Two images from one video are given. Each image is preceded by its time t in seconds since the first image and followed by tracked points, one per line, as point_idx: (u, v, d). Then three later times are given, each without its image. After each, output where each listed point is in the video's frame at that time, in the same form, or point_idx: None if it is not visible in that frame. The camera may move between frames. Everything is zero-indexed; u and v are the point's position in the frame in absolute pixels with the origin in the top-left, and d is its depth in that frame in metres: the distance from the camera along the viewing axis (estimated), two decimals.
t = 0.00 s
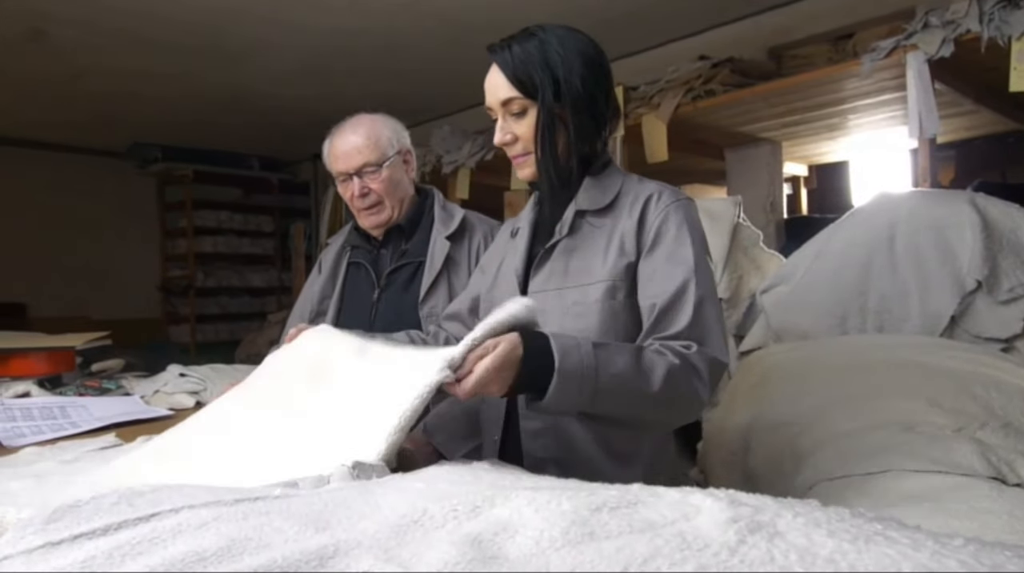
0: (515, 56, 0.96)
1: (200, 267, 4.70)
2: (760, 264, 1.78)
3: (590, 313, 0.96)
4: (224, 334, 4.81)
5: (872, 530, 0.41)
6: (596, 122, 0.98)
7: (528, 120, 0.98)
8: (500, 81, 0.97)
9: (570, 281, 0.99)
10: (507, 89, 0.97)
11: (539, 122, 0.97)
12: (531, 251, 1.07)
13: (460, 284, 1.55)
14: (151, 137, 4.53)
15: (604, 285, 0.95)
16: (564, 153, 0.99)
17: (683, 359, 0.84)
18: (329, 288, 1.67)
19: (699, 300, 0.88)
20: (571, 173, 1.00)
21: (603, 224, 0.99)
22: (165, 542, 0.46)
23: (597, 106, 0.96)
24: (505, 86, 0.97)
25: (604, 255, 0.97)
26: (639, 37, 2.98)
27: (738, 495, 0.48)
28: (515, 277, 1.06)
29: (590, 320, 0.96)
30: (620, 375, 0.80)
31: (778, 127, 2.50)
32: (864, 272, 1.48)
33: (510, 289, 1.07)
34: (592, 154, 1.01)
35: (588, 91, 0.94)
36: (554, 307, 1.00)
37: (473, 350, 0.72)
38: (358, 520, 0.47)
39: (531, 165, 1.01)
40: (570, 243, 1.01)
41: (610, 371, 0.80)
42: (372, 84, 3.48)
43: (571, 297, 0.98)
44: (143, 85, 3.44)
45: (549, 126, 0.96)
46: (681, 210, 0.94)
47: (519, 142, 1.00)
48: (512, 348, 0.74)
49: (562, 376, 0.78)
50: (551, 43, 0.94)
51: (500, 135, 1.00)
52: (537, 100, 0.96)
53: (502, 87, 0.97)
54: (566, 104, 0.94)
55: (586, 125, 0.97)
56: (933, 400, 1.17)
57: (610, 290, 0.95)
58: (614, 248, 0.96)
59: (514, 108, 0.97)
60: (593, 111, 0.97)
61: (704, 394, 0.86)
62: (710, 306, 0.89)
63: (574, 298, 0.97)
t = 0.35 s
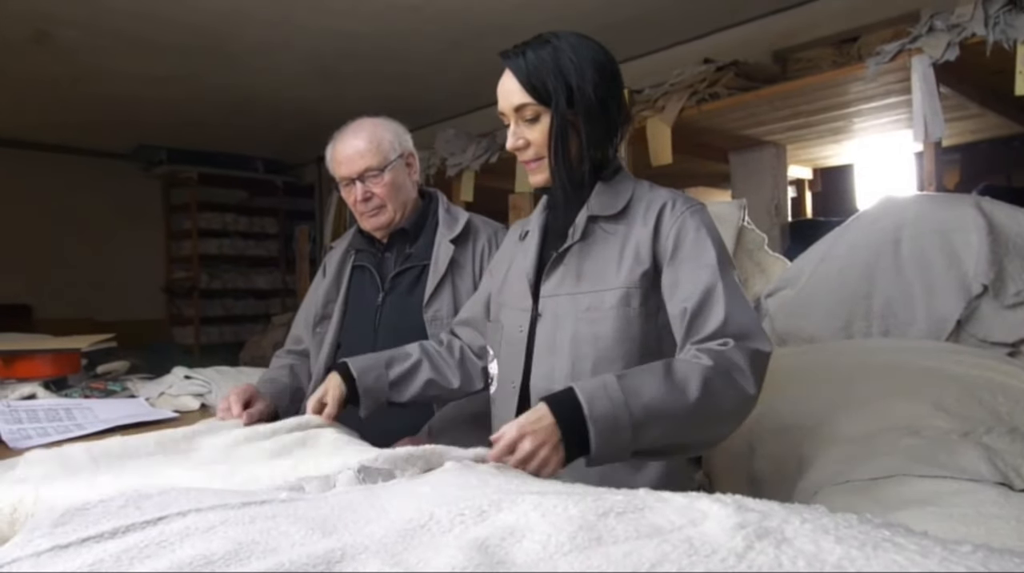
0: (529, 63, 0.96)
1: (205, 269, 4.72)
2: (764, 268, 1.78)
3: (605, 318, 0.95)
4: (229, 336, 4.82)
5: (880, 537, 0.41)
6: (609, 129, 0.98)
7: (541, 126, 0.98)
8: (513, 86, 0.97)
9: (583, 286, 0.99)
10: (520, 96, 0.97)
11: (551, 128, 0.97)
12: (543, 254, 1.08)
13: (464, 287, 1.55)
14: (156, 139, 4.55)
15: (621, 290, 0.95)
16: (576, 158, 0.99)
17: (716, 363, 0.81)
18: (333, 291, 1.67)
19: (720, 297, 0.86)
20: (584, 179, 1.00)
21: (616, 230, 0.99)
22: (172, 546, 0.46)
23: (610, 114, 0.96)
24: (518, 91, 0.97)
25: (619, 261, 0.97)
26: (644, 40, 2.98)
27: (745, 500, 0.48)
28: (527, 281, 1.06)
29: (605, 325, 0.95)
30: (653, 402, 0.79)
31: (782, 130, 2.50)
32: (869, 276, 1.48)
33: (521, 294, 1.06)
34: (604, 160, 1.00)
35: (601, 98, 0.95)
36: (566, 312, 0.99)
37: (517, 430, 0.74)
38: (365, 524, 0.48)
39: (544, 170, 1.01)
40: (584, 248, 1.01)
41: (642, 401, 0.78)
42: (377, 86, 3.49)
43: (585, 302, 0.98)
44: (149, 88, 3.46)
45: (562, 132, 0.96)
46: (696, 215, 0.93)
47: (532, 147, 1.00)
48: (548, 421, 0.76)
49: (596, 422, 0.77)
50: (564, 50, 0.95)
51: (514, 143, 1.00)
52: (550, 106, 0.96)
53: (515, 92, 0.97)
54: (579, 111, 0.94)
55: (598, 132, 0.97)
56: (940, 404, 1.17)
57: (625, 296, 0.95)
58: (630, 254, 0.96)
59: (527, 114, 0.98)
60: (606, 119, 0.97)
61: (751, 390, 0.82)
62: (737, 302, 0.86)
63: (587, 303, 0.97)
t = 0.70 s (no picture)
0: (542, 67, 0.96)
1: (206, 271, 4.73)
2: (766, 271, 1.78)
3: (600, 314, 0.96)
4: (230, 338, 4.83)
5: (880, 540, 0.41)
6: (620, 132, 0.99)
7: (553, 129, 0.97)
8: (525, 89, 0.97)
9: (583, 283, 1.00)
10: (533, 99, 0.96)
11: (564, 132, 0.97)
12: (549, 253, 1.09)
13: (466, 289, 1.55)
14: (158, 141, 4.56)
15: (615, 286, 0.95)
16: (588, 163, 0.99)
17: (613, 350, 0.81)
18: (335, 295, 1.67)
19: (666, 284, 0.87)
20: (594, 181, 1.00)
21: (617, 230, 1.00)
22: (173, 547, 0.46)
23: (621, 118, 0.97)
24: (530, 95, 0.97)
25: (615, 259, 0.97)
26: (646, 43, 2.98)
27: (745, 503, 0.48)
28: (532, 278, 1.07)
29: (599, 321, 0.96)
30: (547, 397, 0.77)
31: (784, 134, 2.50)
32: (871, 280, 1.48)
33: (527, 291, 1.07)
34: (614, 163, 1.00)
35: (613, 103, 0.95)
36: (566, 309, 1.00)
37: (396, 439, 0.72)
38: (365, 526, 0.48)
39: (555, 174, 1.01)
40: (588, 247, 1.01)
41: (533, 395, 0.77)
42: (379, 89, 3.49)
43: (583, 298, 0.98)
44: (152, 90, 3.46)
45: (575, 136, 0.95)
46: (691, 212, 0.94)
47: (543, 150, 0.99)
48: (438, 409, 0.75)
49: (482, 417, 0.75)
50: (577, 56, 0.95)
51: (525, 146, 1.00)
52: (564, 110, 0.96)
53: (527, 96, 0.97)
54: (592, 116, 0.95)
55: (610, 137, 0.97)
56: (940, 407, 1.17)
57: (617, 289, 0.95)
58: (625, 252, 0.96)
59: (539, 117, 0.97)
60: (617, 123, 0.97)
61: (649, 383, 0.80)
62: (676, 292, 0.87)
63: (585, 300, 0.98)
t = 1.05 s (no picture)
0: (543, 61, 0.96)
1: (207, 272, 4.73)
2: (766, 272, 1.78)
3: (587, 314, 0.96)
4: (231, 339, 4.83)
5: (880, 541, 0.41)
6: (616, 131, 0.98)
7: (548, 122, 0.98)
8: (525, 82, 0.97)
9: (571, 283, 1.00)
10: (533, 91, 0.97)
11: (559, 126, 0.97)
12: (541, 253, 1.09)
13: (466, 291, 1.55)
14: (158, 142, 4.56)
15: (603, 286, 0.95)
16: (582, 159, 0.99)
17: (608, 354, 0.81)
18: (336, 296, 1.67)
19: (662, 291, 0.87)
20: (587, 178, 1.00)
21: (610, 230, 1.00)
22: (173, 547, 0.46)
23: (618, 116, 0.97)
24: (530, 86, 0.97)
25: (605, 260, 0.97)
26: (646, 44, 2.98)
27: (746, 503, 0.48)
28: (523, 277, 1.08)
29: (585, 321, 0.96)
30: (533, 389, 0.77)
31: (784, 135, 2.50)
32: (872, 281, 1.48)
33: (518, 291, 1.08)
34: (608, 161, 1.00)
35: (610, 100, 0.95)
36: (553, 308, 1.00)
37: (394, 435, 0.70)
38: (366, 526, 0.48)
39: (549, 169, 1.02)
40: (579, 248, 1.01)
41: (517, 386, 0.77)
42: (380, 90, 3.49)
43: (570, 299, 0.98)
44: (152, 91, 3.46)
45: (569, 130, 0.95)
46: (685, 215, 0.93)
47: (538, 143, 0.99)
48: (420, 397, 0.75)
49: (461, 404, 0.75)
50: (578, 51, 0.95)
51: (522, 137, 1.00)
52: (561, 104, 0.96)
53: (526, 86, 0.97)
54: (587, 111, 0.95)
55: (606, 134, 0.97)
56: (940, 408, 1.17)
57: (606, 290, 0.95)
58: (616, 253, 0.96)
59: (536, 108, 0.98)
60: (614, 121, 0.97)
61: (642, 389, 0.80)
62: (671, 300, 0.87)
63: (573, 300, 0.98)
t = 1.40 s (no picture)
0: (543, 58, 0.96)
1: (207, 272, 4.74)
2: (766, 272, 1.78)
3: (583, 314, 0.96)
4: (231, 339, 4.83)
5: (882, 541, 0.41)
6: (616, 130, 0.98)
7: (548, 119, 0.97)
8: (525, 79, 0.97)
9: (568, 282, 0.99)
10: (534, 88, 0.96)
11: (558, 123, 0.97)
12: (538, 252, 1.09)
13: (467, 291, 1.55)
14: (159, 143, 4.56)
15: (599, 286, 0.95)
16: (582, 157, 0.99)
17: (604, 359, 0.80)
18: (336, 297, 1.67)
19: (658, 293, 0.87)
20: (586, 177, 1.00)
21: (607, 230, 1.00)
22: (173, 547, 0.46)
23: (619, 114, 0.97)
24: (530, 83, 0.97)
25: (602, 260, 0.97)
26: (647, 44, 2.98)
27: (748, 503, 0.48)
28: (519, 276, 1.08)
29: (581, 321, 0.95)
30: (530, 397, 0.74)
31: (785, 135, 2.50)
32: (874, 281, 1.47)
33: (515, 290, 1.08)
34: (607, 160, 1.00)
35: (610, 99, 0.95)
36: (549, 307, 1.00)
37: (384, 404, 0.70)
38: (367, 526, 0.48)
39: (547, 165, 1.01)
40: (578, 247, 1.01)
41: (516, 394, 0.74)
42: (380, 90, 3.49)
43: (567, 298, 0.98)
44: (153, 91, 3.46)
45: (569, 128, 0.96)
46: (682, 215, 0.93)
47: (536, 140, 0.99)
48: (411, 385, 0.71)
49: (460, 409, 0.71)
50: (580, 48, 0.95)
51: (523, 134, 1.00)
52: (560, 101, 0.96)
53: (526, 83, 0.97)
54: (587, 109, 0.95)
55: (606, 132, 0.97)
56: (941, 409, 1.16)
57: (602, 290, 0.94)
58: (613, 254, 0.96)
59: (535, 105, 0.98)
60: (614, 119, 0.97)
61: (640, 397, 0.79)
62: (667, 302, 0.87)
63: (569, 300, 0.98)
